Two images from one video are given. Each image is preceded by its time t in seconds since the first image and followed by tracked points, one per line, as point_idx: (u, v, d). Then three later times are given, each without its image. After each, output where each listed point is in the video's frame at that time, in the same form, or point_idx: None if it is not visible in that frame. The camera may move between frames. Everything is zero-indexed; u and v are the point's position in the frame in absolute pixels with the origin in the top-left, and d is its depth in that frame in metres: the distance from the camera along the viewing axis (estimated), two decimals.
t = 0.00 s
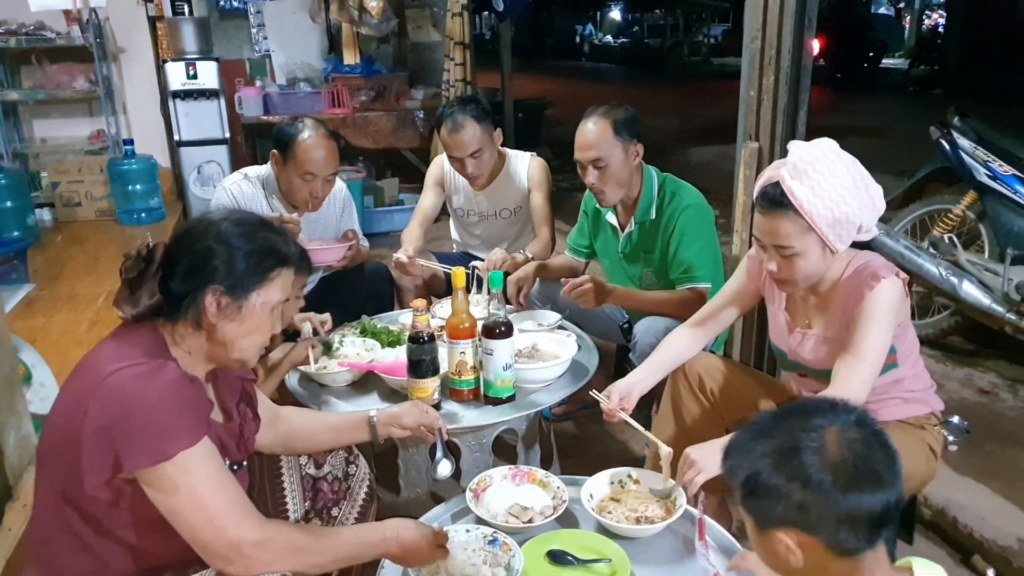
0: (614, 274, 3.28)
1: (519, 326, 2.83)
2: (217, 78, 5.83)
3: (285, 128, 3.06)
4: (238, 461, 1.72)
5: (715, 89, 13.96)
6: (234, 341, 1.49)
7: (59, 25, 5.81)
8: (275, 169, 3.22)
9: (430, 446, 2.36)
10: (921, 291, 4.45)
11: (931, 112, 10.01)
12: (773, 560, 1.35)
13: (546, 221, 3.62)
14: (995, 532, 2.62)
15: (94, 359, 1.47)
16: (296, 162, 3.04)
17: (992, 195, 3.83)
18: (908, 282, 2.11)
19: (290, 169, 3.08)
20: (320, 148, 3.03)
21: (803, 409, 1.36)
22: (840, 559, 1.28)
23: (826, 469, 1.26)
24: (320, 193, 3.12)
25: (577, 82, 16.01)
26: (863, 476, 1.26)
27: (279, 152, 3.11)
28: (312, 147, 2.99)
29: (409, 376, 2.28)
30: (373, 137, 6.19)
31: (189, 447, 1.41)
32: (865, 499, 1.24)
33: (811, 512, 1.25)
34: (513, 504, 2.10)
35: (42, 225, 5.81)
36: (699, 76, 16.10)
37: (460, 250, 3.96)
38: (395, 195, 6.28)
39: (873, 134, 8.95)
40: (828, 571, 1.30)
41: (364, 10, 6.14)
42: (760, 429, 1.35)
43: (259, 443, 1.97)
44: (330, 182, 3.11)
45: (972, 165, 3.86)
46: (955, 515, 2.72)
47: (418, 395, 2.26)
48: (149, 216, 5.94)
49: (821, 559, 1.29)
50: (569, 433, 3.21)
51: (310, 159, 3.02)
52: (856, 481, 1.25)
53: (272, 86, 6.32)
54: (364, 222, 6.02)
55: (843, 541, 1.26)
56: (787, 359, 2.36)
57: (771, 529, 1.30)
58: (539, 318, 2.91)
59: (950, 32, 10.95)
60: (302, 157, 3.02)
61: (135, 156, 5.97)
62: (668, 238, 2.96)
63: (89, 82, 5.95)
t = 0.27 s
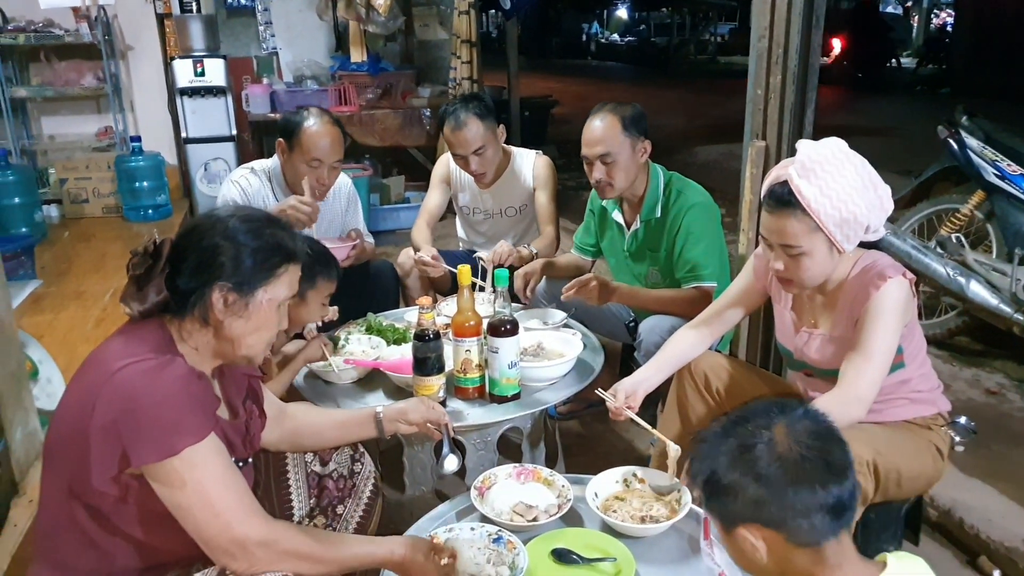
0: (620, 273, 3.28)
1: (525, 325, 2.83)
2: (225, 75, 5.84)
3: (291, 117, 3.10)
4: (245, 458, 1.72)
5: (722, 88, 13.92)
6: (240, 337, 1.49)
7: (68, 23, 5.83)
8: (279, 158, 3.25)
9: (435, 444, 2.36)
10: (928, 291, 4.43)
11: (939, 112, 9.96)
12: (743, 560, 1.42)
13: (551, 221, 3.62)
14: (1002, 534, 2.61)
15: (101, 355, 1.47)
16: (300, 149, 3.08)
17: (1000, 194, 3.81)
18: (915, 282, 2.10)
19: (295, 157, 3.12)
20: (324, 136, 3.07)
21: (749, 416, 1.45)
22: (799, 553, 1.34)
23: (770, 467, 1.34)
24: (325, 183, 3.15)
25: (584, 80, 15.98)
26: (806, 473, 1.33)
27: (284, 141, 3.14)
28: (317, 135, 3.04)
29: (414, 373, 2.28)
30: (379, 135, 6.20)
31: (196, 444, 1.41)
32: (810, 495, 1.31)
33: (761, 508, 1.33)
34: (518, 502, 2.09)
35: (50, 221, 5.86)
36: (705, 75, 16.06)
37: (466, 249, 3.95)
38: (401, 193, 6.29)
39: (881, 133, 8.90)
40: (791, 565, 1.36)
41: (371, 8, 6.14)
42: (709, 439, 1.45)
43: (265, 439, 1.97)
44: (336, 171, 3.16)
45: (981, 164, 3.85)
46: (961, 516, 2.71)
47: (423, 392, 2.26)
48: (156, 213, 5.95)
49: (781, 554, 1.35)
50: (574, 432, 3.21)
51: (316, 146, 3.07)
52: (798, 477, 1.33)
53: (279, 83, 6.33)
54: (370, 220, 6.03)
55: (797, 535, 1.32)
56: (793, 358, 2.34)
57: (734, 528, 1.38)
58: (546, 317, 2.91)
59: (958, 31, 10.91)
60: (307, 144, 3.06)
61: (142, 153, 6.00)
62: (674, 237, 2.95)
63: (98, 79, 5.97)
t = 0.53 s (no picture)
0: (623, 273, 3.27)
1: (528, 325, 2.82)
2: (229, 74, 5.84)
3: (299, 114, 3.10)
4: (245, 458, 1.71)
5: (726, 89, 13.91)
6: (242, 337, 1.49)
7: (73, 21, 5.85)
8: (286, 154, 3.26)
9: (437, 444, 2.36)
10: (932, 292, 4.42)
11: (944, 113, 9.93)
12: (730, 553, 1.45)
13: (555, 221, 3.62)
14: (1006, 537, 2.60)
15: (102, 355, 1.47)
16: (307, 144, 3.10)
17: (1004, 196, 3.80)
18: (918, 283, 2.09)
19: (302, 152, 3.14)
20: (330, 133, 3.08)
21: (733, 412, 1.49)
22: (781, 542, 1.37)
23: (748, 459, 1.38)
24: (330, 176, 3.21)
25: (588, 80, 15.98)
26: (782, 466, 1.37)
27: (291, 136, 3.16)
28: (324, 132, 3.05)
29: (417, 373, 2.27)
30: (383, 134, 6.20)
31: (193, 445, 1.41)
32: (785, 486, 1.35)
33: (740, 499, 1.36)
34: (521, 503, 2.09)
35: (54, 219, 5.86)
36: (708, 75, 16.06)
37: (469, 248, 3.94)
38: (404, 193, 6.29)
39: (885, 134, 8.88)
40: (776, 555, 1.40)
41: (376, 7, 6.14)
42: (696, 436, 1.50)
43: (267, 439, 1.97)
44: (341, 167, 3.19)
45: (985, 166, 3.84)
46: (965, 518, 2.70)
47: (426, 392, 2.25)
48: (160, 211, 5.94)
49: (765, 543, 1.39)
50: (577, 433, 3.20)
51: (323, 142, 3.08)
52: (774, 469, 1.36)
53: (283, 82, 6.33)
54: (373, 219, 6.03)
55: (776, 525, 1.35)
56: (796, 359, 2.33)
57: (719, 517, 1.40)
58: (549, 317, 2.90)
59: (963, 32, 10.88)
60: (313, 139, 3.08)
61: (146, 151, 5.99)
62: (678, 237, 2.95)
63: (102, 78, 5.99)
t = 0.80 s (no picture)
0: (624, 274, 3.26)
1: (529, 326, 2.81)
2: (229, 76, 5.84)
3: (299, 113, 3.10)
4: (244, 463, 1.69)
5: (727, 88, 13.91)
6: (238, 341, 1.48)
7: (72, 24, 5.85)
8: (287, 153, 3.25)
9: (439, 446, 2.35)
10: (934, 291, 4.41)
11: (945, 112, 9.92)
12: (736, 557, 1.43)
13: (557, 222, 3.62)
14: (1009, 536, 2.59)
15: (97, 360, 1.47)
16: (309, 142, 3.10)
17: (1005, 195, 3.79)
18: (920, 282, 2.08)
19: (303, 150, 3.13)
20: (332, 131, 3.08)
21: (736, 413, 1.48)
22: (785, 541, 1.36)
23: (751, 459, 1.37)
24: (333, 175, 3.18)
25: (588, 80, 15.99)
26: (786, 466, 1.37)
27: (292, 135, 3.15)
28: (325, 131, 3.04)
29: (418, 375, 2.26)
30: (383, 135, 6.20)
31: (186, 455, 1.40)
32: (789, 485, 1.34)
33: (743, 499, 1.35)
34: (524, 505, 2.09)
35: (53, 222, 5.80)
36: (708, 75, 16.06)
37: (470, 249, 3.94)
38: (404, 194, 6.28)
39: (886, 132, 8.87)
40: (780, 555, 1.39)
41: (375, 9, 6.14)
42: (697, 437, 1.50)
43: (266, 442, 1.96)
44: (343, 164, 3.17)
45: (985, 165, 3.83)
46: (969, 518, 2.68)
47: (427, 393, 2.24)
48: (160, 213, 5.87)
49: (770, 543, 1.37)
50: (579, 434, 3.19)
51: (324, 140, 3.07)
52: (777, 469, 1.36)
53: (283, 84, 6.33)
54: (374, 221, 6.02)
55: (779, 524, 1.34)
56: (798, 359, 2.32)
57: (725, 518, 1.38)
58: (552, 318, 2.89)
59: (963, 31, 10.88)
60: (314, 138, 3.07)
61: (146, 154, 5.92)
62: (680, 237, 2.94)
63: (101, 80, 5.99)
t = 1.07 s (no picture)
0: (626, 276, 3.26)
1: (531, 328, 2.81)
2: (228, 77, 5.83)
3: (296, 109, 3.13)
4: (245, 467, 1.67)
5: (727, 88, 13.91)
6: (235, 344, 1.47)
7: (71, 24, 5.84)
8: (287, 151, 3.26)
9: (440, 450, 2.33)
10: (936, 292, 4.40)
11: (946, 112, 9.91)
12: (737, 564, 1.41)
13: (560, 224, 3.61)
14: (1012, 538, 2.58)
15: (89, 367, 1.45)
16: (307, 137, 3.11)
17: (1006, 195, 3.79)
18: (922, 284, 2.08)
19: (302, 146, 3.14)
20: (330, 126, 3.10)
21: (737, 421, 1.48)
22: (786, 549, 1.34)
23: (750, 468, 1.36)
24: (333, 169, 3.20)
25: (589, 81, 15.99)
26: (786, 474, 1.36)
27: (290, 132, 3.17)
28: (324, 124, 3.07)
29: (420, 377, 2.25)
30: (384, 136, 6.19)
31: (178, 464, 1.39)
32: (788, 493, 1.33)
33: (743, 507, 1.34)
34: (526, 508, 2.08)
35: (52, 223, 5.87)
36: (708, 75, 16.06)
37: (473, 251, 3.93)
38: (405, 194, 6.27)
39: (888, 132, 8.87)
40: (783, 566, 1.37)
41: (375, 9, 6.12)
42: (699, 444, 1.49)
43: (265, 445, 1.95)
44: (343, 157, 3.19)
45: (986, 165, 3.82)
46: (971, 519, 2.68)
47: (429, 396, 2.23)
48: (160, 215, 5.96)
49: (771, 552, 1.36)
50: (581, 435, 3.18)
51: (323, 133, 3.09)
52: (777, 478, 1.35)
53: (283, 85, 6.32)
54: (374, 221, 6.01)
55: (780, 532, 1.33)
56: (801, 361, 2.32)
57: (725, 530, 1.38)
58: (554, 320, 2.89)
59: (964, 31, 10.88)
60: (314, 132, 3.09)
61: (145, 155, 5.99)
62: (682, 239, 2.93)
63: (100, 81, 5.98)
